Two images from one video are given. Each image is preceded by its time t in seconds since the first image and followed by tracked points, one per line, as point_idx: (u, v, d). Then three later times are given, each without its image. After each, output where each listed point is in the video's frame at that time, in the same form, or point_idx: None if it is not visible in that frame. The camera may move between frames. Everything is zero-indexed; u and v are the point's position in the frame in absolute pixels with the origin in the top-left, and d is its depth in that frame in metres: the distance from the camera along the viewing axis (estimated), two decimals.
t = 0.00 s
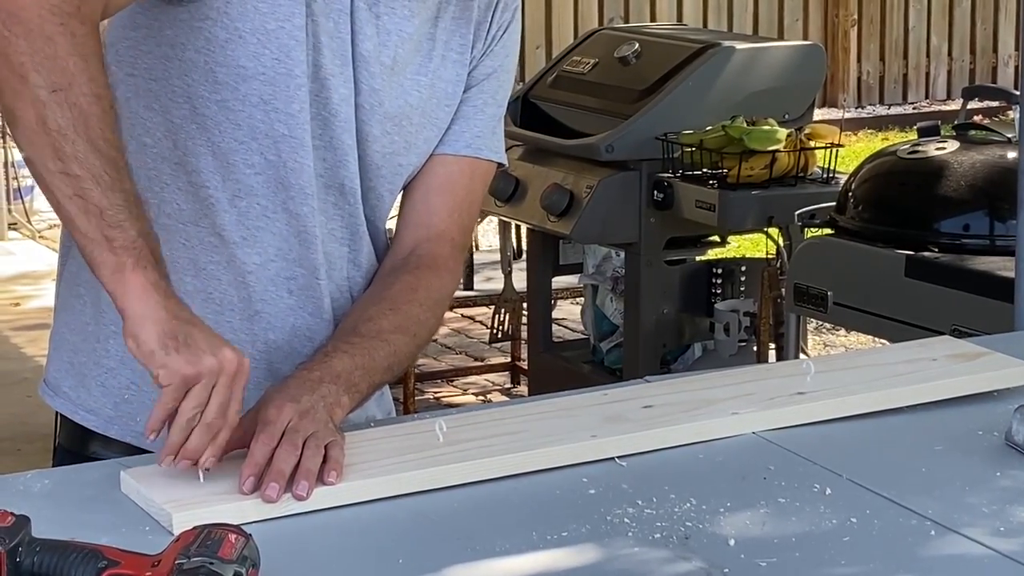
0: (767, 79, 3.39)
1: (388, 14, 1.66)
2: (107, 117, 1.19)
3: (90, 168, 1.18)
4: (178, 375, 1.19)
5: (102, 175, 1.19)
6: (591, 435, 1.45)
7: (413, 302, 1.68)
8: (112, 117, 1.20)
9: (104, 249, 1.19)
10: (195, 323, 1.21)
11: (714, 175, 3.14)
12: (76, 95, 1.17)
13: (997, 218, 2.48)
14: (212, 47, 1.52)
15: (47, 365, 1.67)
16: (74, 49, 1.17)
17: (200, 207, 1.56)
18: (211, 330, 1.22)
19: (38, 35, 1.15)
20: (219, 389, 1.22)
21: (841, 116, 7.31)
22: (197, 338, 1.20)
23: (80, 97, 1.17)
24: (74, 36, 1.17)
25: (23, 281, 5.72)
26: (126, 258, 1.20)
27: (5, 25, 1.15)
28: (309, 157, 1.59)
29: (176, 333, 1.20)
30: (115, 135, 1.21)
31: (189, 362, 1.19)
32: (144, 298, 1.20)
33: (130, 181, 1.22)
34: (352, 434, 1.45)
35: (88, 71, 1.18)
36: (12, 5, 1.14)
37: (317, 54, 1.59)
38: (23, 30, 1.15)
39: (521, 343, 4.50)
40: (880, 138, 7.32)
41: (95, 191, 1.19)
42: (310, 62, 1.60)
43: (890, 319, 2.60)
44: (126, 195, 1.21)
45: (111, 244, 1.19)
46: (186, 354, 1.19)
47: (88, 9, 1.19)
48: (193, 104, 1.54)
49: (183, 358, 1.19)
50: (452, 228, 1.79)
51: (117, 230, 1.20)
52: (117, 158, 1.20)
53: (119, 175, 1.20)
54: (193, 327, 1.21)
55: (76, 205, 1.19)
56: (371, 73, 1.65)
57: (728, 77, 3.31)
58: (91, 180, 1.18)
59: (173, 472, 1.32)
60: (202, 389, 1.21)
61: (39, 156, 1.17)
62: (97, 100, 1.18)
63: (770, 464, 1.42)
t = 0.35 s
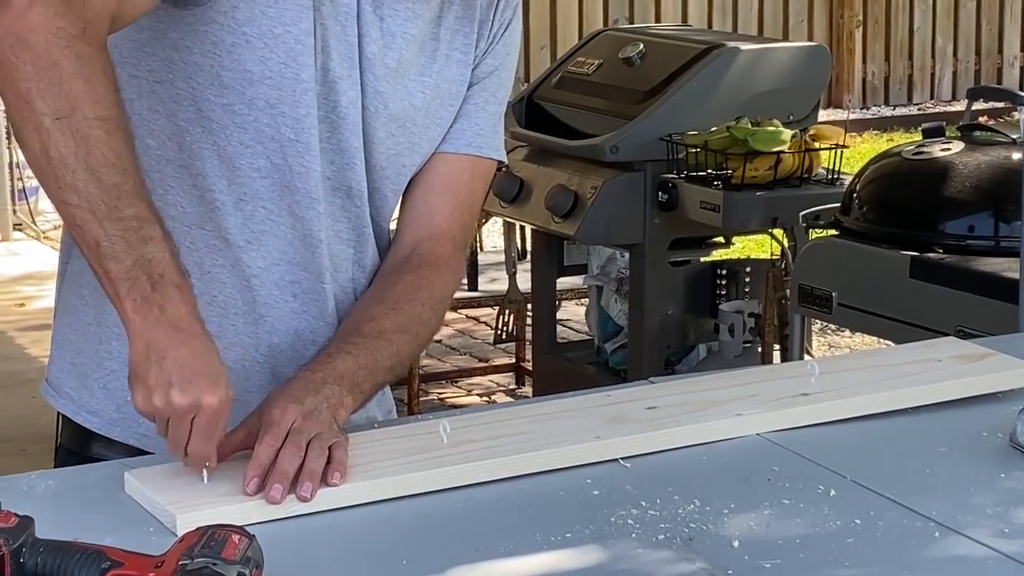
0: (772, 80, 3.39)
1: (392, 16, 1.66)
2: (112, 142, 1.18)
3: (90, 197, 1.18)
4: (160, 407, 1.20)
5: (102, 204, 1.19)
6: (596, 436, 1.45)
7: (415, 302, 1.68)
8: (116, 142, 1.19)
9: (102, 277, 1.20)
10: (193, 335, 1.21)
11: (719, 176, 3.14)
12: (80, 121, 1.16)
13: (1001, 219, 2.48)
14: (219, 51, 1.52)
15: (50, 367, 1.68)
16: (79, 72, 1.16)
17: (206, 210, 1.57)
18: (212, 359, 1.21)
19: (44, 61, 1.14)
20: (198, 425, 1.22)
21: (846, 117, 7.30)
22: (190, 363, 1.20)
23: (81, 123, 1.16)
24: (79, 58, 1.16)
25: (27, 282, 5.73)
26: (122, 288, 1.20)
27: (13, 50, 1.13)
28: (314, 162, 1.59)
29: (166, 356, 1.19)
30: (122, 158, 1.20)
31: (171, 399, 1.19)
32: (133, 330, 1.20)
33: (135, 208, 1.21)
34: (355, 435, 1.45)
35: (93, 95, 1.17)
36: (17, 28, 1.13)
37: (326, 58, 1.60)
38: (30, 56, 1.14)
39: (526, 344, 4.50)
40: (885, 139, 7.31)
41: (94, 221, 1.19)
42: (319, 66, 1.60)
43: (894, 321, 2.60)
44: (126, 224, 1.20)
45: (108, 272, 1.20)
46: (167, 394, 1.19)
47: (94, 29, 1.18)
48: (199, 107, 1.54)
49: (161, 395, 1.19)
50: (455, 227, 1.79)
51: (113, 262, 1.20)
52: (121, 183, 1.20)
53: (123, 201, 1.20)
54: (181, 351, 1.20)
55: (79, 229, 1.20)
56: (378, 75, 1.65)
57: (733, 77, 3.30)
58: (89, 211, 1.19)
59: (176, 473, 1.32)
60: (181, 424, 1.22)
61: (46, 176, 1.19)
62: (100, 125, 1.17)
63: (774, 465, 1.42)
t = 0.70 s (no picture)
0: (776, 82, 3.38)
1: (398, 18, 1.66)
2: (111, 129, 1.21)
3: (96, 181, 1.19)
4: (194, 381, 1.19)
5: (108, 187, 1.20)
6: (601, 438, 1.44)
7: (421, 302, 1.68)
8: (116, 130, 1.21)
9: (111, 261, 1.20)
10: (200, 335, 1.22)
11: (724, 177, 3.15)
12: (81, 106, 1.18)
13: (1007, 220, 2.46)
14: (220, 54, 1.52)
15: (55, 371, 1.68)
16: (79, 61, 1.18)
17: (209, 213, 1.57)
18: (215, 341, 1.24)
19: (42, 46, 1.16)
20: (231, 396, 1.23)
21: (851, 118, 7.29)
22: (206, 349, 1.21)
23: (85, 109, 1.18)
24: (78, 46, 1.18)
25: (32, 282, 5.74)
26: (134, 270, 1.20)
27: (10, 35, 1.15)
28: (317, 165, 1.58)
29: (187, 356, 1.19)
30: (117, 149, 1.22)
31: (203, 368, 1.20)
32: (150, 308, 1.20)
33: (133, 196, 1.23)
34: (360, 437, 1.45)
35: (93, 84, 1.19)
36: (14, 14, 1.15)
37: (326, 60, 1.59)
38: (28, 40, 1.15)
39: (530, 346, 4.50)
40: (889, 140, 7.31)
41: (101, 205, 1.20)
42: (320, 69, 1.59)
43: (899, 322, 2.60)
44: (130, 208, 1.22)
45: (117, 256, 1.20)
46: (202, 361, 1.20)
47: (93, 19, 1.20)
48: (201, 110, 1.54)
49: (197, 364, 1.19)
50: (461, 227, 1.79)
51: (123, 243, 1.20)
52: (119, 172, 1.22)
53: (123, 188, 1.22)
54: (197, 337, 1.22)
55: (82, 217, 1.19)
56: (384, 77, 1.64)
57: (738, 79, 3.30)
58: (97, 192, 1.19)
59: (181, 474, 1.32)
60: (217, 396, 1.21)
61: (45, 170, 1.18)
62: (102, 112, 1.20)
63: (779, 468, 1.42)
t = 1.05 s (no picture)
0: (780, 83, 3.38)
1: (405, 19, 1.65)
2: (111, 129, 1.19)
3: (92, 182, 1.18)
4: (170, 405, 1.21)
5: (105, 188, 1.19)
6: (607, 440, 1.44)
7: (427, 304, 1.68)
8: (116, 128, 1.20)
9: (107, 263, 1.20)
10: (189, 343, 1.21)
11: (727, 177, 3.12)
12: (79, 107, 1.17)
13: (1011, 222, 2.45)
14: (225, 57, 1.52)
15: (62, 374, 1.67)
16: (76, 59, 1.17)
17: (215, 216, 1.56)
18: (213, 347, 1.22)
19: (40, 46, 1.15)
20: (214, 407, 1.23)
21: (854, 119, 7.29)
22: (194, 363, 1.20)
23: (82, 108, 1.17)
24: (75, 45, 1.17)
25: (35, 283, 5.74)
26: (130, 273, 1.20)
27: (6, 35, 1.14)
28: (322, 168, 1.58)
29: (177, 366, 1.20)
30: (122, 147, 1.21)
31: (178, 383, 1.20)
32: (146, 314, 1.20)
33: (136, 194, 1.22)
34: (365, 438, 1.45)
35: (91, 82, 1.18)
36: (10, 14, 1.14)
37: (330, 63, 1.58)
38: (24, 41, 1.15)
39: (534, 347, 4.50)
40: (892, 141, 7.31)
41: (98, 207, 1.19)
42: (326, 72, 1.59)
43: (904, 324, 2.59)
44: (129, 208, 1.21)
45: (113, 259, 1.20)
46: (176, 376, 1.19)
47: (90, 17, 1.19)
48: (206, 113, 1.54)
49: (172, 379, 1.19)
50: (468, 228, 1.79)
51: (120, 245, 1.20)
52: (122, 171, 1.20)
53: (124, 188, 1.20)
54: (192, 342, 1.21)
55: (81, 219, 1.19)
56: (390, 79, 1.64)
57: (742, 80, 3.30)
58: (93, 194, 1.19)
59: (185, 476, 1.32)
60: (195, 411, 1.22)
61: (44, 169, 1.18)
62: (100, 110, 1.18)
63: (785, 470, 1.41)
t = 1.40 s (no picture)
0: (784, 86, 3.38)
1: (411, 22, 1.65)
2: (113, 141, 1.19)
3: (94, 198, 1.19)
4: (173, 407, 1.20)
5: (105, 203, 1.20)
6: (611, 442, 1.44)
7: (431, 307, 1.67)
8: (118, 140, 1.20)
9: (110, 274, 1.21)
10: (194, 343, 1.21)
11: (731, 180, 3.13)
12: (80, 122, 1.17)
13: (1015, 224, 2.45)
14: (229, 60, 1.52)
15: (66, 378, 1.67)
16: (78, 71, 1.17)
17: (221, 219, 1.56)
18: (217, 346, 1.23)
19: (42, 60, 1.15)
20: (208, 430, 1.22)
21: (856, 121, 7.28)
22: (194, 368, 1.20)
23: (83, 123, 1.18)
24: (77, 57, 1.17)
25: (37, 284, 5.74)
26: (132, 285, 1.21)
27: (9, 50, 1.15)
28: (328, 171, 1.57)
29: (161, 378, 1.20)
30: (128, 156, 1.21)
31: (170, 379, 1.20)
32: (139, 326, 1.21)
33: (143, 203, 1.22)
34: (368, 441, 1.44)
35: (93, 96, 1.18)
36: (12, 29, 1.14)
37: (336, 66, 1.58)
38: (27, 56, 1.15)
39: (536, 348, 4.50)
40: (895, 142, 7.31)
41: (97, 221, 1.20)
42: (331, 75, 1.58)
43: (907, 326, 2.59)
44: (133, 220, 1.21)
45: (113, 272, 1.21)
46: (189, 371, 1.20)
47: (93, 30, 1.19)
48: (211, 116, 1.54)
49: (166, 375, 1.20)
50: (472, 229, 1.79)
51: (119, 259, 1.21)
52: (126, 181, 1.21)
53: (127, 200, 1.21)
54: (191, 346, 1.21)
55: (84, 231, 1.21)
56: (396, 81, 1.63)
57: (746, 82, 3.30)
58: (92, 211, 1.20)
59: (189, 478, 1.32)
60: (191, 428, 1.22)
61: (49, 181, 1.19)
62: (101, 124, 1.19)
63: (790, 473, 1.41)
